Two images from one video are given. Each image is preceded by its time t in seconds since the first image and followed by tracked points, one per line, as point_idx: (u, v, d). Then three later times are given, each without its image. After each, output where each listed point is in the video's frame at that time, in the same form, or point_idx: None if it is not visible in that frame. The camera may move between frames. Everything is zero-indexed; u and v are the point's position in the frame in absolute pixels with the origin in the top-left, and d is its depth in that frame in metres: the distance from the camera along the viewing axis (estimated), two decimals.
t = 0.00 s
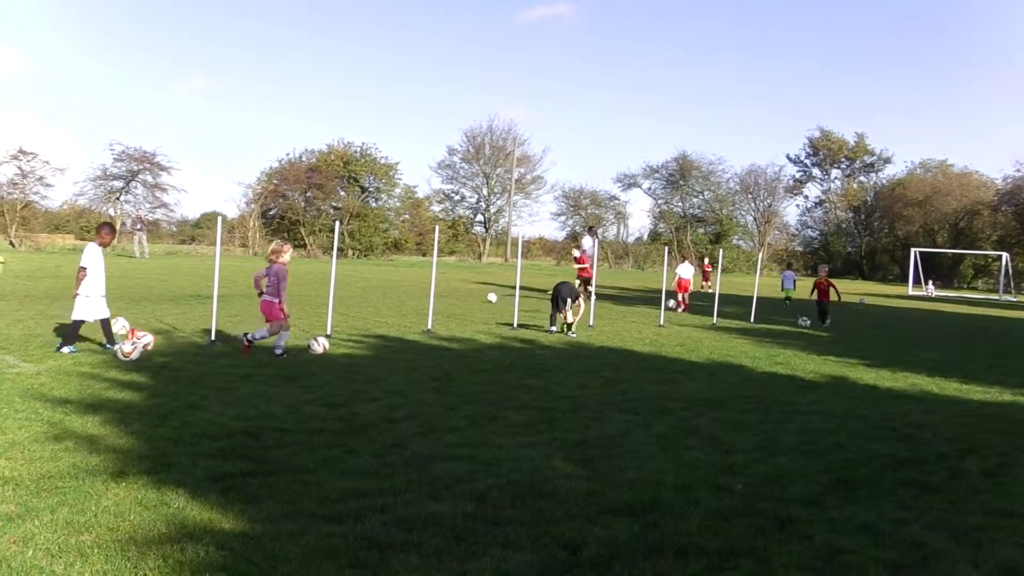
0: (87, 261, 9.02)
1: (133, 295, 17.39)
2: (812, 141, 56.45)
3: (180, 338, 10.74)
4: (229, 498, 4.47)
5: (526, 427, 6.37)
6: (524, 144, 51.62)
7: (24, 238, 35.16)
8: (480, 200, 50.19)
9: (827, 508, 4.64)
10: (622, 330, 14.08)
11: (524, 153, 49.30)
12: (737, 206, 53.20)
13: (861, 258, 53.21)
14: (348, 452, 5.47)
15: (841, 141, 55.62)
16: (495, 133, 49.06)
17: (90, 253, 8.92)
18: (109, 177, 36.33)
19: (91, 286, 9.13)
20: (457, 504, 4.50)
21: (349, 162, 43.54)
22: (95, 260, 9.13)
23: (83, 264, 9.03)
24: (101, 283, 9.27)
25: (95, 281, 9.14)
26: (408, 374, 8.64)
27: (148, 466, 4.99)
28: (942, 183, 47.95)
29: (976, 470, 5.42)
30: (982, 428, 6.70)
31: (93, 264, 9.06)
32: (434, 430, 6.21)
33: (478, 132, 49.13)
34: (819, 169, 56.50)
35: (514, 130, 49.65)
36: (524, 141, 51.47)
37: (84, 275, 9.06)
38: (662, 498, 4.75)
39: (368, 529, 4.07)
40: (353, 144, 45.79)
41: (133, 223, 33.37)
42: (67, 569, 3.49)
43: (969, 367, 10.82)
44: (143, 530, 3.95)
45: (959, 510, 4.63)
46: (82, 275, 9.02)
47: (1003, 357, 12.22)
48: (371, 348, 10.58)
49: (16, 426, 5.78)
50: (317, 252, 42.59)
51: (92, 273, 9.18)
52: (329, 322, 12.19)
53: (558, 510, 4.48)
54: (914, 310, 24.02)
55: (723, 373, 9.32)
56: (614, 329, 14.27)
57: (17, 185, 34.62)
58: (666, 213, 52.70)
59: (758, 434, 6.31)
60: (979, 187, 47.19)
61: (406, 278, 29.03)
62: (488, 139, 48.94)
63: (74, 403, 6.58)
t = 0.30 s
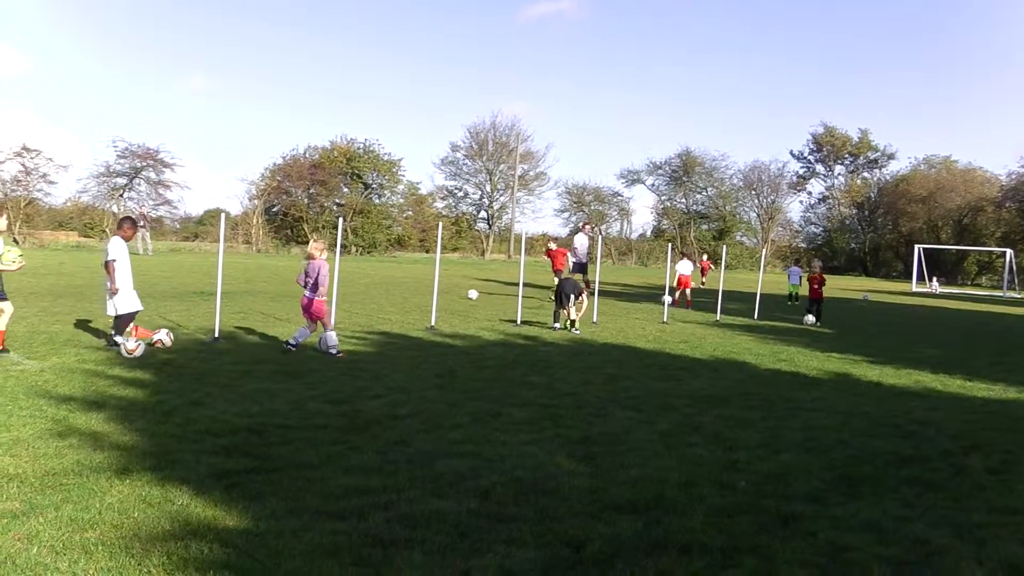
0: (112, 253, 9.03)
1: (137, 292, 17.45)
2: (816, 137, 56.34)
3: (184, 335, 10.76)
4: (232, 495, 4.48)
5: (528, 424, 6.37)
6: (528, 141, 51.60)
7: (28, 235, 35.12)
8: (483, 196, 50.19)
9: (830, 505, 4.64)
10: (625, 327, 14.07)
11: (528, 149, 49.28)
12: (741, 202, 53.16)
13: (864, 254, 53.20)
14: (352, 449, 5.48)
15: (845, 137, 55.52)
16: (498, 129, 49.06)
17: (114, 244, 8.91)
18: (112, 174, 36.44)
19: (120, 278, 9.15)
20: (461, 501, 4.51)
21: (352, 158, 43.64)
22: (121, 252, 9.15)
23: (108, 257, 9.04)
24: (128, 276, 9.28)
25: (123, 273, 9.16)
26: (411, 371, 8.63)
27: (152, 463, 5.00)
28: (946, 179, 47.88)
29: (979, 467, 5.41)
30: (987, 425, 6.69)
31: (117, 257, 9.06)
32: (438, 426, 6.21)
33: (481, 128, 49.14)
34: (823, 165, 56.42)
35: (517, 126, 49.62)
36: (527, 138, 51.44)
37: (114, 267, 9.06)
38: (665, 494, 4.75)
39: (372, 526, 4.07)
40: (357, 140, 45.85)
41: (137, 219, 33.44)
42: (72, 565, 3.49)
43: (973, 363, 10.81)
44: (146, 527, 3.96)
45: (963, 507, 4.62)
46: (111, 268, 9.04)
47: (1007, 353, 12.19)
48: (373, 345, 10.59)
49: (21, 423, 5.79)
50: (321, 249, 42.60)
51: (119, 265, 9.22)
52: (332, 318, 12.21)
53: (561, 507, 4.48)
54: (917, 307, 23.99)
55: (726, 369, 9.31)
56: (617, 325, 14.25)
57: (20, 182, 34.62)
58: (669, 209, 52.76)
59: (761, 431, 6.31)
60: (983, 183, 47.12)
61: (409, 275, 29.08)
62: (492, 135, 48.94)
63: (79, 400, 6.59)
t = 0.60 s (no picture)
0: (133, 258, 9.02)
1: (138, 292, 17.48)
2: (816, 137, 56.30)
3: (185, 335, 10.76)
4: (233, 495, 4.48)
5: (530, 424, 6.36)
6: (529, 141, 51.58)
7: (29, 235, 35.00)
8: (484, 196, 50.19)
9: (831, 506, 4.64)
10: (627, 327, 14.06)
11: (528, 149, 49.25)
12: (741, 202, 53.13)
13: (865, 255, 53.15)
14: (353, 450, 5.47)
15: (846, 137, 55.46)
16: (499, 130, 49.06)
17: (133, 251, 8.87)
18: (113, 174, 36.50)
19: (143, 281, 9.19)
20: (462, 502, 4.51)
21: (353, 158, 43.67)
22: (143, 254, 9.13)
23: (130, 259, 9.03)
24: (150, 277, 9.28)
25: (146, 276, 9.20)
26: (412, 371, 8.63)
27: (153, 464, 5.00)
28: (947, 179, 47.81)
29: (981, 467, 5.40)
30: (988, 425, 6.68)
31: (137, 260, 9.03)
32: (439, 427, 6.21)
33: (482, 128, 49.18)
34: (823, 165, 56.37)
35: (518, 126, 49.63)
36: (528, 138, 51.43)
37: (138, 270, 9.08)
38: (667, 495, 4.75)
39: (374, 527, 4.07)
40: (357, 140, 45.90)
41: (138, 219, 33.47)
42: (74, 565, 3.49)
43: (974, 363, 10.79)
44: (148, 528, 3.96)
45: (965, 508, 4.62)
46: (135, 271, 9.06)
47: (1009, 353, 12.17)
48: (374, 345, 10.59)
49: (22, 424, 5.80)
50: (321, 249, 42.59)
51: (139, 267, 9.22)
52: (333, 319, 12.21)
53: (562, 507, 4.48)
54: (919, 307, 23.97)
55: (727, 369, 9.30)
56: (618, 326, 14.25)
57: (21, 182, 34.63)
58: (670, 209, 52.83)
59: (762, 431, 6.31)
60: (984, 182, 47.09)
61: (410, 275, 29.08)
62: (493, 135, 48.95)
63: (80, 400, 6.60)
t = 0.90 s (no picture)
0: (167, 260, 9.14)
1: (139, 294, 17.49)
2: (815, 138, 56.28)
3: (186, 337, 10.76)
4: (234, 497, 4.47)
5: (530, 425, 6.37)
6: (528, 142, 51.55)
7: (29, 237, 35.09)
8: (484, 198, 50.20)
9: (832, 506, 4.64)
10: (627, 328, 14.06)
11: (528, 150, 49.24)
12: (741, 203, 53.14)
13: (865, 255, 53.17)
14: (354, 451, 5.48)
15: (845, 137, 55.46)
16: (498, 131, 49.09)
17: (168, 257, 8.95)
18: (113, 176, 36.52)
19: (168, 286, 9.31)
20: (463, 503, 4.51)
21: (353, 160, 43.71)
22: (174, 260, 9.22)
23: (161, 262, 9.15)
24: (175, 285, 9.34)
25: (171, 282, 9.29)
26: (412, 372, 8.64)
27: (155, 465, 5.01)
28: (946, 179, 47.82)
29: (982, 468, 5.41)
30: (989, 426, 6.69)
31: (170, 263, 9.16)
32: (440, 428, 6.21)
33: (481, 130, 49.20)
34: (823, 165, 56.38)
35: (517, 127, 49.65)
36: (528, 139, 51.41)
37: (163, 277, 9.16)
38: (668, 496, 4.75)
39: (375, 528, 4.07)
40: (357, 141, 45.93)
41: (137, 221, 33.46)
42: (75, 567, 3.50)
43: (975, 364, 10.79)
44: (149, 530, 3.96)
45: (965, 508, 4.62)
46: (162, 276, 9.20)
47: (1009, 354, 12.17)
48: (375, 347, 10.59)
49: (23, 426, 5.81)
50: (321, 250, 42.57)
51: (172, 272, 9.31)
52: (333, 320, 12.22)
53: (563, 509, 4.48)
54: (919, 307, 23.98)
55: (728, 370, 9.30)
56: (618, 327, 14.27)
57: (21, 184, 34.69)
58: (670, 210, 52.84)
59: (763, 432, 6.31)
60: (983, 183, 47.17)
61: (410, 276, 29.09)
62: (492, 136, 48.98)
63: (81, 402, 6.60)
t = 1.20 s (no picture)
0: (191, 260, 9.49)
1: (138, 298, 17.47)
2: (813, 141, 56.28)
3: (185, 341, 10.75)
4: (234, 500, 4.46)
5: (530, 429, 6.37)
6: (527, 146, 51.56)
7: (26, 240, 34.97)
8: (482, 202, 50.19)
9: (833, 509, 4.63)
10: (626, 332, 14.06)
11: (526, 154, 49.26)
12: (739, 206, 53.23)
13: (864, 258, 53.18)
14: (354, 455, 5.47)
15: (842, 141, 55.49)
16: (496, 135, 49.10)
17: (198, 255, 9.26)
18: (112, 180, 36.50)
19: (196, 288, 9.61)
20: (464, 506, 4.50)
21: (351, 164, 43.79)
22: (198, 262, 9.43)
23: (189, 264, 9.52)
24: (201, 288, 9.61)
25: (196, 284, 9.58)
26: (412, 376, 8.63)
27: (154, 468, 5.00)
28: (944, 182, 47.85)
29: (983, 470, 5.40)
30: (989, 429, 6.69)
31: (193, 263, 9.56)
32: (440, 431, 6.22)
33: (480, 133, 49.20)
34: (821, 169, 56.41)
35: (516, 131, 49.65)
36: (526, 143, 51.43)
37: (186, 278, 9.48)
38: (668, 499, 4.74)
39: (374, 531, 4.06)
40: (356, 145, 45.93)
41: (137, 225, 33.43)
42: (74, 572, 3.48)
43: (974, 367, 10.80)
44: (148, 533, 3.95)
45: (965, 511, 4.62)
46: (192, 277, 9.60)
47: (1008, 357, 12.17)
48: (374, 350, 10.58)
49: (21, 429, 5.80)
50: (320, 254, 42.58)
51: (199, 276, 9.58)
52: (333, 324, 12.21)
53: (564, 512, 4.47)
54: (919, 310, 24.00)
55: (727, 374, 9.30)
56: (617, 330, 14.27)
57: (20, 188, 34.65)
58: (668, 214, 52.73)
59: (763, 435, 6.32)
60: (981, 186, 47.19)
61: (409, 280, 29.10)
62: (490, 140, 49.00)
63: (80, 406, 6.59)
